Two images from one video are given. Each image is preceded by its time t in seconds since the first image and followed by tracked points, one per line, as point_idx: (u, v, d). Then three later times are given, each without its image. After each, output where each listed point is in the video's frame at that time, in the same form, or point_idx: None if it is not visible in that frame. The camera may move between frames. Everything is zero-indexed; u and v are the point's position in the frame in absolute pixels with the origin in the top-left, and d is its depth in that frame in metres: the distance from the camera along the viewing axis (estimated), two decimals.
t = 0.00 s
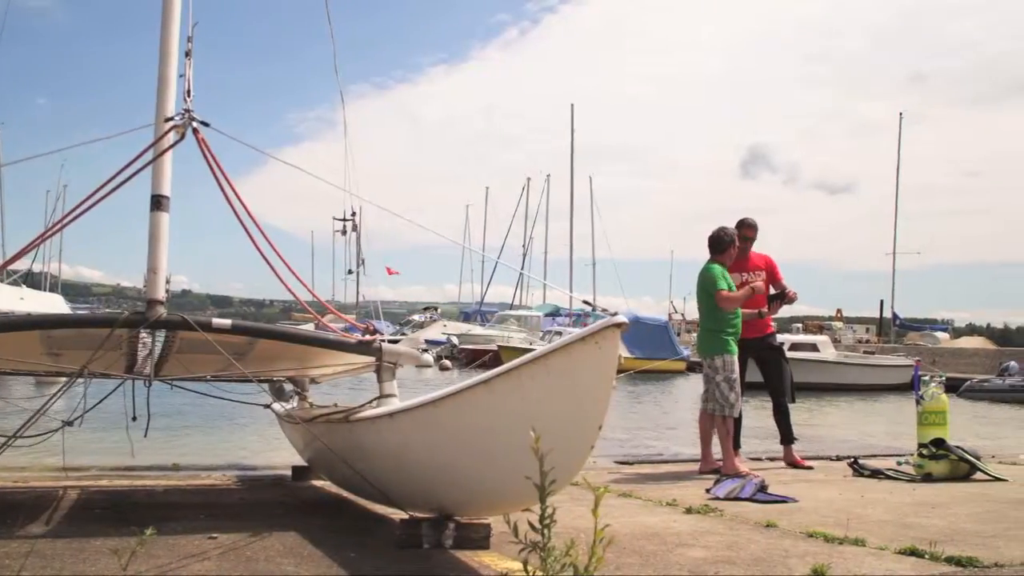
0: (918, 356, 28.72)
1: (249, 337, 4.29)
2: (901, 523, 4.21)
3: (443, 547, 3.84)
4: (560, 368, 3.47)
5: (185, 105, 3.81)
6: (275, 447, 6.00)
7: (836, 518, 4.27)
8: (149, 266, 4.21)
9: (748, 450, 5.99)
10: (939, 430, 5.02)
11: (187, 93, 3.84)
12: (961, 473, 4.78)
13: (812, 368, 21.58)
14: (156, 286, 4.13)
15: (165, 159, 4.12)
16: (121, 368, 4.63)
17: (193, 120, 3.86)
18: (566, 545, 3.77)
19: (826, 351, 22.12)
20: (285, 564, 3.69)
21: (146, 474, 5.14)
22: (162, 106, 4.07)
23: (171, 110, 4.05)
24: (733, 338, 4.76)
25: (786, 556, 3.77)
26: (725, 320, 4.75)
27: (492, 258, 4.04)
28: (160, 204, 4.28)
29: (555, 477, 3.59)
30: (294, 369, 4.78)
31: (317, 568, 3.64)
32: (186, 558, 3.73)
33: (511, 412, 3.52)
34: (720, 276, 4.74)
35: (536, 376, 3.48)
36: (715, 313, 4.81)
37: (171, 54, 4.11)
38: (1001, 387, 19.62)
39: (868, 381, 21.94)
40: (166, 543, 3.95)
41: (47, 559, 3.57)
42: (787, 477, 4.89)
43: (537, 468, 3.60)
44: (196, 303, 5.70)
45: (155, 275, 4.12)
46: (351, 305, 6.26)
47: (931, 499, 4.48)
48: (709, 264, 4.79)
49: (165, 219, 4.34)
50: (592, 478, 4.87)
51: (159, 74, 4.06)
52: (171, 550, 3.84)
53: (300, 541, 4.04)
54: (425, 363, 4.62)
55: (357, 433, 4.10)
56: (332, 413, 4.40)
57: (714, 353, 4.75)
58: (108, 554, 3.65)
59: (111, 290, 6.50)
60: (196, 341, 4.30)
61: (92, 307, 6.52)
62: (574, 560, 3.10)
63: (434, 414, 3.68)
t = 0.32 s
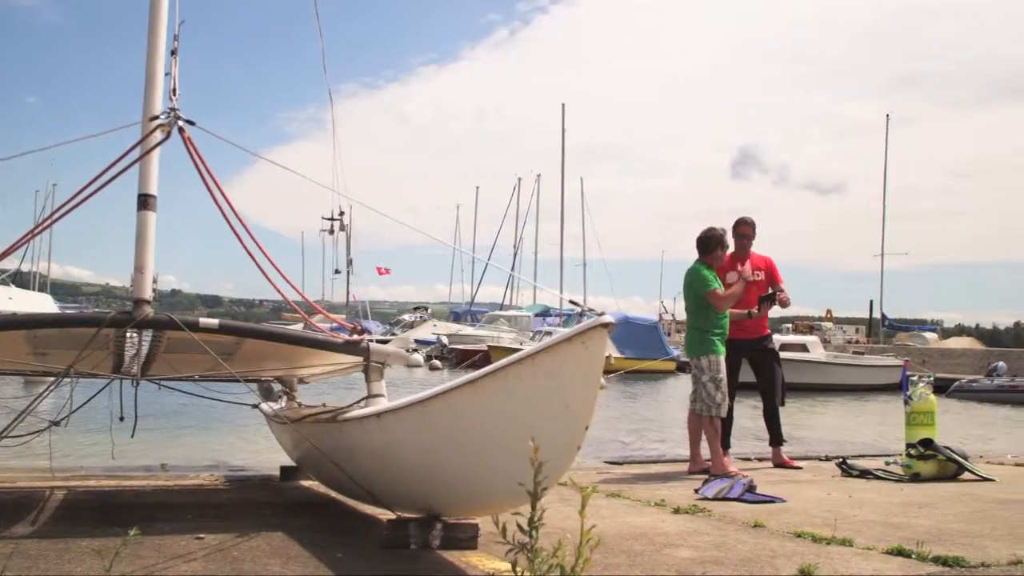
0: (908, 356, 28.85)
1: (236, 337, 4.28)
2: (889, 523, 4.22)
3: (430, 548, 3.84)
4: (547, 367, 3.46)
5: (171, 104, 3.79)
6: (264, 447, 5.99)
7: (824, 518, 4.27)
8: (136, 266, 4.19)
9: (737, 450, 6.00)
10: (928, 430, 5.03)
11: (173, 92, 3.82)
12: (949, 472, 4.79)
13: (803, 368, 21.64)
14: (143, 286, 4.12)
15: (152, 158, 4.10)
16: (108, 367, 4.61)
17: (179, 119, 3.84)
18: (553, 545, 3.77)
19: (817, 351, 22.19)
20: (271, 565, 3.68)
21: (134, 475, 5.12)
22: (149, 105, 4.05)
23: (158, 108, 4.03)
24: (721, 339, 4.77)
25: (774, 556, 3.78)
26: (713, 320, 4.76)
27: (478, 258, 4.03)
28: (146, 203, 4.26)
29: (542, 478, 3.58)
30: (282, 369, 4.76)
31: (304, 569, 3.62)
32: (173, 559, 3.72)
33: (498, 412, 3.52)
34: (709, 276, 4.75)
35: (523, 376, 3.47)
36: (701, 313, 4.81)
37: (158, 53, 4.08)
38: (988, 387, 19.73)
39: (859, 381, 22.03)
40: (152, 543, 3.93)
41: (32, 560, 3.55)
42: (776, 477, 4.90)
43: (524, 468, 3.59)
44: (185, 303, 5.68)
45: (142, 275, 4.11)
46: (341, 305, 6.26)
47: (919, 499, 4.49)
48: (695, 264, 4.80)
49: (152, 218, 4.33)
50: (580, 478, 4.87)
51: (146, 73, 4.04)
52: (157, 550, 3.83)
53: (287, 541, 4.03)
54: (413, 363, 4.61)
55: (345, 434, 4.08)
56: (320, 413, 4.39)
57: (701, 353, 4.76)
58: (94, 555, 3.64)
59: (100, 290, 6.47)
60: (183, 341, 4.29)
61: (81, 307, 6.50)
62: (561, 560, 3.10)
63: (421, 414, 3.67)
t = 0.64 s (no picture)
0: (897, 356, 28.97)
1: (222, 337, 4.26)
2: (876, 523, 4.22)
3: (417, 549, 3.82)
4: (532, 368, 3.46)
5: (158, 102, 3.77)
6: (251, 447, 5.97)
7: (811, 518, 4.28)
8: (122, 265, 4.18)
9: (725, 450, 6.01)
10: (914, 430, 5.04)
11: (158, 91, 3.80)
12: (936, 473, 4.80)
13: (792, 369, 21.71)
14: (129, 285, 4.10)
15: (137, 157, 4.08)
16: (93, 367, 4.59)
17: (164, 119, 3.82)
18: (539, 545, 3.76)
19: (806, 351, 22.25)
20: (255, 565, 3.67)
21: (120, 475, 5.10)
22: (135, 103, 4.02)
23: (143, 106, 4.01)
24: (706, 340, 4.77)
25: (760, 556, 3.78)
26: (698, 321, 4.78)
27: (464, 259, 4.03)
28: (132, 202, 4.24)
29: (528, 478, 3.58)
30: (269, 369, 4.75)
31: (288, 569, 3.61)
32: (157, 560, 3.70)
33: (484, 412, 3.51)
34: (694, 278, 4.75)
35: (508, 376, 3.47)
36: (688, 313, 4.82)
37: (144, 50, 4.05)
38: (976, 388, 19.82)
39: (848, 382, 22.09)
40: (137, 544, 3.91)
41: (15, 560, 3.53)
42: (764, 478, 4.90)
43: (509, 468, 3.58)
44: (173, 302, 5.65)
45: (127, 275, 4.09)
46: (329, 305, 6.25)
47: (906, 499, 4.50)
48: (682, 264, 4.80)
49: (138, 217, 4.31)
50: (568, 478, 4.86)
51: (133, 71, 4.01)
52: (142, 551, 3.81)
53: (273, 541, 4.02)
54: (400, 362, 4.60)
55: (331, 434, 4.08)
56: (307, 413, 4.38)
57: (687, 353, 4.76)
58: (78, 555, 3.62)
59: (88, 290, 6.45)
60: (168, 341, 4.27)
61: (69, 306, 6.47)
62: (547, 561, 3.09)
63: (407, 414, 3.66)
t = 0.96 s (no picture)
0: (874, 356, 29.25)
1: (208, 337, 4.24)
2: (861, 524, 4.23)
3: (402, 549, 3.81)
4: (516, 368, 3.45)
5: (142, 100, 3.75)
6: (239, 447, 5.96)
7: (797, 518, 4.29)
8: (107, 264, 4.15)
9: (712, 450, 6.02)
10: (901, 430, 5.05)
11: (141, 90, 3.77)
12: (923, 473, 4.81)
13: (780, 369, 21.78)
14: (114, 285, 4.08)
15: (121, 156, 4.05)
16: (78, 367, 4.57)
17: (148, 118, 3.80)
18: (523, 545, 3.74)
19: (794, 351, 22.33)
20: (240, 565, 3.66)
21: (106, 475, 5.08)
22: (119, 101, 4.00)
23: (128, 105, 3.99)
24: (693, 340, 4.78)
25: (746, 557, 3.78)
26: (685, 321, 4.78)
27: (450, 260, 4.03)
28: (117, 201, 4.22)
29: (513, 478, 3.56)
30: (255, 369, 4.74)
31: (273, 569, 3.60)
32: (141, 560, 3.68)
33: (469, 413, 3.50)
34: (683, 278, 4.75)
35: (493, 377, 3.46)
36: (676, 313, 4.83)
37: (129, 48, 4.03)
38: (963, 390, 19.91)
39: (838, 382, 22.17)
40: (121, 544, 3.90)
41: None
42: (751, 478, 4.91)
43: (494, 469, 3.58)
44: (161, 302, 5.62)
45: (112, 274, 4.07)
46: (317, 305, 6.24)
47: (892, 499, 4.51)
48: (671, 263, 4.81)
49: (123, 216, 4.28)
50: (555, 478, 4.86)
51: (117, 69, 3.99)
52: (127, 552, 3.79)
53: (258, 542, 4.00)
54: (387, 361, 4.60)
55: (316, 434, 4.06)
56: (292, 414, 4.37)
57: (673, 353, 4.76)
58: (61, 556, 3.60)
59: (76, 289, 6.42)
60: (153, 341, 4.25)
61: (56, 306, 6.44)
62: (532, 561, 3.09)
63: (392, 414, 3.65)
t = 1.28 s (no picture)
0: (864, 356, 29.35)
1: (193, 336, 4.22)
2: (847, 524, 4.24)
3: (386, 549, 3.80)
4: (500, 369, 3.44)
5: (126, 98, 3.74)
6: (226, 447, 5.94)
7: (783, 519, 4.29)
8: (91, 264, 4.13)
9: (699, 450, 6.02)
10: (888, 430, 5.06)
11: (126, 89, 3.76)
12: (909, 473, 4.82)
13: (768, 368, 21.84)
14: (98, 284, 4.05)
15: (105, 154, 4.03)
16: (63, 367, 4.55)
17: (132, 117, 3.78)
18: (506, 545, 3.73)
19: (783, 351, 22.40)
20: (224, 566, 3.64)
21: (92, 475, 5.06)
22: (104, 99, 3.98)
23: (113, 102, 3.97)
24: (682, 340, 4.78)
25: (731, 557, 3.78)
26: (674, 321, 4.79)
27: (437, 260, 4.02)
28: (102, 200, 4.20)
29: (498, 477, 3.55)
30: (242, 369, 4.72)
31: (257, 570, 3.58)
32: (124, 561, 3.66)
33: (453, 413, 3.50)
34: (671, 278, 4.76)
35: (477, 377, 3.45)
36: (664, 314, 4.83)
37: (114, 46, 4.00)
38: (950, 390, 20.00)
39: (827, 383, 22.23)
40: (104, 545, 3.87)
41: None
42: (738, 478, 4.91)
43: (478, 469, 3.57)
44: (148, 302, 5.58)
45: (96, 273, 4.05)
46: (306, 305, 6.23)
47: (878, 498, 4.51)
48: (657, 264, 4.80)
49: (107, 215, 4.26)
50: (542, 479, 4.86)
51: (101, 66, 3.97)
52: (110, 552, 3.77)
53: (243, 542, 3.99)
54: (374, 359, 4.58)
55: (301, 434, 4.05)
56: (278, 415, 4.36)
57: (663, 353, 4.76)
58: (44, 557, 3.58)
59: (63, 289, 6.39)
60: (137, 340, 4.23)
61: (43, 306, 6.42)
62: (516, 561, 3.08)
63: (377, 414, 3.64)
